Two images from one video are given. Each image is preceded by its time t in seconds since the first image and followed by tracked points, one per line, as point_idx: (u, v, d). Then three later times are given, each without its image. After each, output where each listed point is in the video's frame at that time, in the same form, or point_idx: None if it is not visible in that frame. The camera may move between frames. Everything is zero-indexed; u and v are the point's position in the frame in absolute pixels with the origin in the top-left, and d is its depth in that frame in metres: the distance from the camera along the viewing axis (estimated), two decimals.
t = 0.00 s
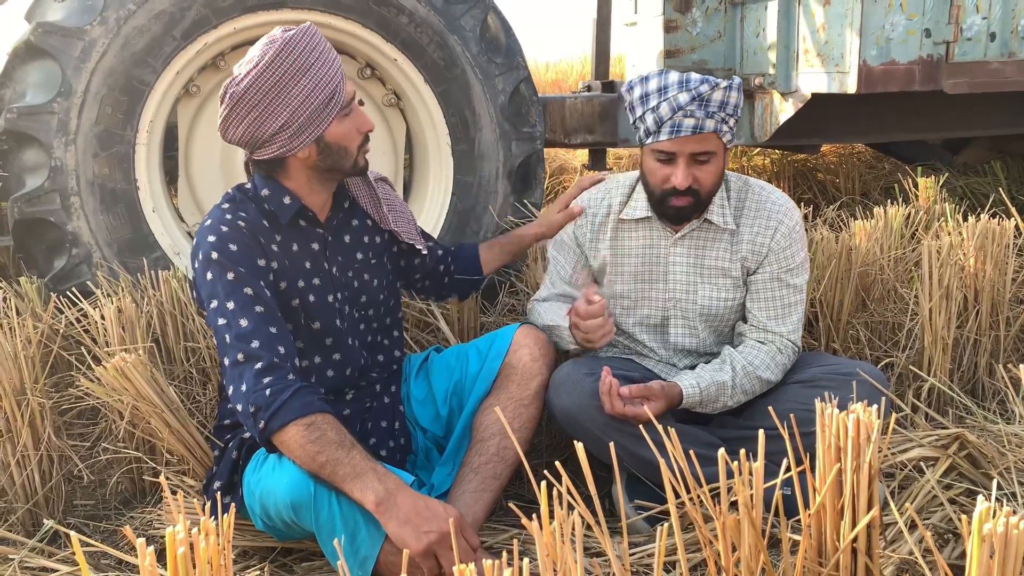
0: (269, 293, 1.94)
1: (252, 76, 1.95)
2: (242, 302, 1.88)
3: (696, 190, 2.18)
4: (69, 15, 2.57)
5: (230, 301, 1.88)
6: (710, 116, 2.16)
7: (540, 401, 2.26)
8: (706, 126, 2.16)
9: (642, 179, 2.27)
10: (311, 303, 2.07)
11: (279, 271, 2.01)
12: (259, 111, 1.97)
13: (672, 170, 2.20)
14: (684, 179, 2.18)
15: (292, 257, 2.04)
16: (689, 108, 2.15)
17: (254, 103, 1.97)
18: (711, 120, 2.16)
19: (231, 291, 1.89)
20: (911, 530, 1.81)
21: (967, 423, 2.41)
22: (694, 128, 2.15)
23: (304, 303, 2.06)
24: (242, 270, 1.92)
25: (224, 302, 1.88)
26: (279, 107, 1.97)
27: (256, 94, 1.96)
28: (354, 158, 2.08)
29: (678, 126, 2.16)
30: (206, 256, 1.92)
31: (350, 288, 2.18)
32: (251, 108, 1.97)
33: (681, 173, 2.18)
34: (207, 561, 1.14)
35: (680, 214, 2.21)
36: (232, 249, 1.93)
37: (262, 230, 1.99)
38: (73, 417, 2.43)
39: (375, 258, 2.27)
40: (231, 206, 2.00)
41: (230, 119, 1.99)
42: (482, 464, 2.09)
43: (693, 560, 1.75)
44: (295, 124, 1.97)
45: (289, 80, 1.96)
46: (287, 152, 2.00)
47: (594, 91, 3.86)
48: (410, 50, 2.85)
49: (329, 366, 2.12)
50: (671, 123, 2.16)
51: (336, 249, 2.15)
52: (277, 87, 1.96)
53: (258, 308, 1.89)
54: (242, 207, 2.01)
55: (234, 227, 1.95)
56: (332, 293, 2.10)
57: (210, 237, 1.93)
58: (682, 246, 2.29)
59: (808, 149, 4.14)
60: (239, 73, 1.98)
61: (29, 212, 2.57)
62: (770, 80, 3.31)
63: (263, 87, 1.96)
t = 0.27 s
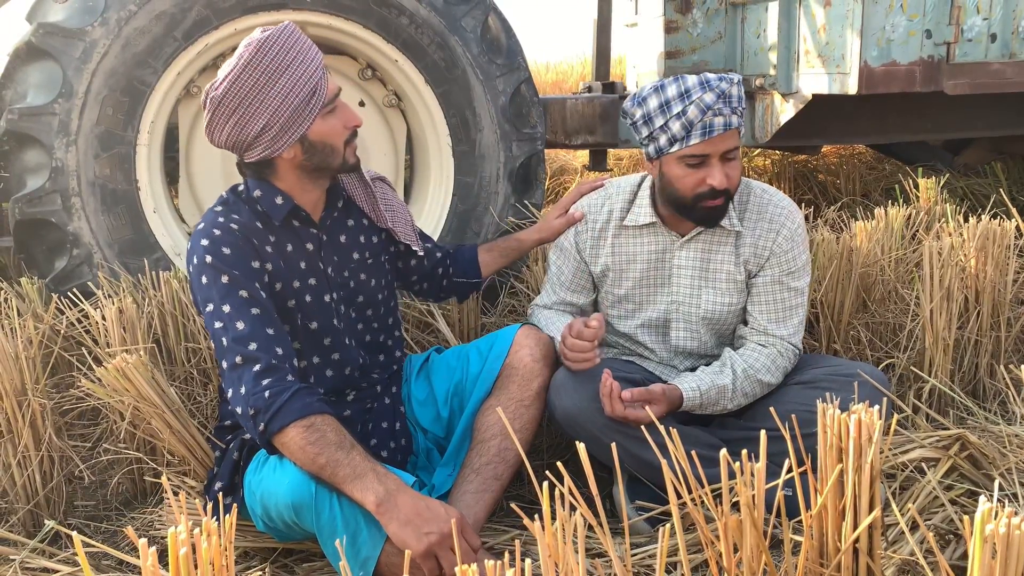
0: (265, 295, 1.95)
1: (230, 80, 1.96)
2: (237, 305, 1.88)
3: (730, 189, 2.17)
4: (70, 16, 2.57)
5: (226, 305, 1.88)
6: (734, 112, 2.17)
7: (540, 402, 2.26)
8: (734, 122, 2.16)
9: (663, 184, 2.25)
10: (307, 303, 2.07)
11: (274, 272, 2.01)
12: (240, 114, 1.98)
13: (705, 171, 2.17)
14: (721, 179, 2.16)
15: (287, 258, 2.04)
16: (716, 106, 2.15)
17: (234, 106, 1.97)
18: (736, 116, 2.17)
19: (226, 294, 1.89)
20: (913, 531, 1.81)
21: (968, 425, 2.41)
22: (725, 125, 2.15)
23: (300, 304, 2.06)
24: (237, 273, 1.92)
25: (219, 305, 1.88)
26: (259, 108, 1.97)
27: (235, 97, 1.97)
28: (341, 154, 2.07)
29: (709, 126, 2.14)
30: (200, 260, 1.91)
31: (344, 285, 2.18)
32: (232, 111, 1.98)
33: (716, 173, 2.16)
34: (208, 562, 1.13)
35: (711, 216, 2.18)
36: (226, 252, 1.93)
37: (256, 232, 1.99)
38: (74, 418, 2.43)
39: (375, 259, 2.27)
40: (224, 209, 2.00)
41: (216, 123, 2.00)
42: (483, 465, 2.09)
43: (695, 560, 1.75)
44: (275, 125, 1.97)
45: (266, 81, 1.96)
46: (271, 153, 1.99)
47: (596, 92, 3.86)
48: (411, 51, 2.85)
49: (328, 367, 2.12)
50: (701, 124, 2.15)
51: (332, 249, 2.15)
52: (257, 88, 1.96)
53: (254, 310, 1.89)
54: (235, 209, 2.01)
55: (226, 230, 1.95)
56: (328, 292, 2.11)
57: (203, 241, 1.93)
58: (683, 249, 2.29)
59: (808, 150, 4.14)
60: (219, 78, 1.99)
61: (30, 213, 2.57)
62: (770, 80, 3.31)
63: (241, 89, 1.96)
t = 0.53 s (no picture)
0: (264, 294, 1.95)
1: (217, 91, 1.94)
2: (238, 303, 1.88)
3: (687, 186, 2.18)
4: (70, 16, 2.57)
5: (226, 303, 1.88)
6: (702, 110, 2.16)
7: (541, 401, 2.26)
8: (697, 119, 2.15)
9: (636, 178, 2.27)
10: (306, 302, 2.07)
11: (273, 271, 2.01)
12: (229, 124, 1.97)
13: (661, 164, 2.19)
14: (674, 173, 2.18)
15: (286, 258, 2.04)
16: (680, 101, 2.15)
17: (223, 117, 1.96)
18: (702, 114, 2.16)
19: (227, 292, 1.89)
20: (914, 530, 1.81)
21: (969, 424, 2.41)
22: (686, 121, 2.15)
23: (298, 303, 2.06)
24: (238, 271, 1.92)
25: (219, 304, 1.88)
26: (248, 119, 1.95)
27: (223, 108, 1.95)
28: (332, 163, 2.04)
29: (669, 119, 2.16)
30: (200, 259, 1.91)
31: (343, 286, 2.17)
32: (222, 122, 1.97)
33: (670, 168, 2.18)
34: (209, 560, 1.13)
35: (671, 210, 2.20)
36: (226, 251, 1.93)
37: (255, 231, 2.00)
38: (74, 418, 2.43)
39: (375, 259, 2.26)
40: (224, 208, 2.00)
41: (208, 134, 2.00)
42: (484, 464, 2.09)
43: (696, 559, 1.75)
44: (265, 136, 1.96)
45: (254, 92, 1.94)
46: (263, 162, 1.99)
47: (596, 92, 3.86)
48: (411, 50, 2.85)
49: (327, 366, 2.13)
50: (662, 116, 2.17)
51: (331, 249, 2.15)
52: (245, 99, 1.94)
53: (255, 309, 1.89)
54: (233, 208, 2.01)
55: (227, 229, 1.95)
56: (326, 291, 2.11)
57: (203, 240, 1.93)
58: (680, 249, 2.29)
59: (809, 150, 4.14)
60: (208, 87, 1.97)
61: (30, 213, 2.57)
62: (770, 80, 3.31)
63: (229, 100, 1.94)
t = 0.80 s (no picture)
0: (264, 296, 1.95)
1: (233, 89, 1.95)
2: (238, 306, 1.89)
3: (624, 164, 2.25)
4: (72, 17, 2.57)
5: (226, 306, 1.88)
6: (651, 99, 2.22)
7: (541, 403, 2.26)
8: (643, 106, 2.23)
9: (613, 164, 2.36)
10: (306, 306, 2.07)
11: (273, 274, 2.01)
12: (237, 123, 1.98)
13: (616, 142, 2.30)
14: (616, 152, 2.27)
15: (285, 261, 2.04)
16: (637, 87, 2.27)
17: (233, 114, 1.98)
18: (649, 102, 2.22)
19: (226, 295, 1.89)
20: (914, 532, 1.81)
21: (969, 425, 2.41)
22: (634, 104, 2.25)
23: (299, 306, 2.06)
24: (237, 274, 1.93)
25: (219, 306, 1.88)
26: (254, 126, 1.97)
27: (235, 107, 1.96)
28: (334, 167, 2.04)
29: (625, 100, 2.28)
30: (199, 261, 1.92)
31: (342, 288, 2.18)
32: (231, 119, 1.98)
33: (617, 146, 2.28)
34: (211, 562, 1.14)
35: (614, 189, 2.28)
36: (225, 253, 1.94)
37: (255, 234, 2.00)
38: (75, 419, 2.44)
39: (377, 263, 2.25)
40: (224, 210, 2.00)
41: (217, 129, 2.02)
42: (484, 465, 2.09)
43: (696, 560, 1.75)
44: (270, 144, 1.97)
45: (269, 100, 1.95)
46: (261, 165, 2.01)
47: (596, 93, 3.86)
48: (413, 52, 2.85)
49: (327, 368, 2.13)
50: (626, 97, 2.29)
51: (329, 254, 2.14)
52: (255, 106, 1.96)
53: (254, 311, 1.90)
54: (234, 210, 2.01)
55: (226, 232, 1.96)
56: (326, 294, 2.10)
57: (203, 242, 1.94)
58: (679, 247, 2.30)
59: (809, 150, 4.14)
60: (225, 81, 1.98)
61: (31, 214, 2.57)
62: (770, 81, 3.31)
63: (242, 101, 1.96)
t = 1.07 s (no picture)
0: (268, 298, 1.95)
1: (245, 90, 1.94)
2: (241, 307, 1.89)
3: (622, 163, 2.26)
4: (73, 19, 2.57)
5: (229, 307, 1.88)
6: (648, 98, 2.24)
7: (542, 404, 2.26)
8: (640, 105, 2.24)
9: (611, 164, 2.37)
10: (309, 310, 2.07)
11: (277, 276, 2.01)
12: (246, 124, 1.96)
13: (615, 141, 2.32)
14: (615, 151, 2.28)
15: (289, 264, 2.04)
16: (636, 87, 2.28)
17: (243, 115, 1.96)
18: (646, 101, 2.23)
19: (229, 296, 1.89)
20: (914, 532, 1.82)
21: (970, 426, 2.41)
22: (631, 103, 2.27)
23: (302, 309, 2.06)
24: (241, 275, 1.92)
25: (222, 307, 1.88)
26: (265, 128, 1.95)
27: (246, 107, 1.94)
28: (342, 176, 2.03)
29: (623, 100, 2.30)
30: (204, 261, 1.92)
31: (346, 292, 2.18)
32: (240, 119, 1.96)
33: (616, 145, 2.29)
34: (213, 562, 1.14)
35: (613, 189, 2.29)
36: (230, 255, 1.93)
37: (260, 236, 1.99)
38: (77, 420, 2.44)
39: (383, 268, 2.26)
40: (230, 211, 2.00)
41: (226, 128, 2.00)
42: (485, 467, 2.09)
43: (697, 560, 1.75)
44: (278, 146, 1.95)
45: (280, 104, 1.94)
46: (267, 166, 1.99)
47: (596, 94, 3.87)
48: (414, 53, 2.86)
49: (327, 370, 2.14)
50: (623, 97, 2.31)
51: (334, 258, 2.14)
52: (267, 108, 1.94)
53: (256, 313, 1.90)
54: (239, 211, 2.01)
55: (231, 232, 1.95)
56: (328, 298, 2.10)
57: (207, 242, 1.93)
58: (679, 248, 2.30)
59: (809, 152, 4.14)
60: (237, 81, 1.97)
61: (33, 215, 2.57)
62: (770, 83, 3.32)
63: (253, 102, 1.94)
